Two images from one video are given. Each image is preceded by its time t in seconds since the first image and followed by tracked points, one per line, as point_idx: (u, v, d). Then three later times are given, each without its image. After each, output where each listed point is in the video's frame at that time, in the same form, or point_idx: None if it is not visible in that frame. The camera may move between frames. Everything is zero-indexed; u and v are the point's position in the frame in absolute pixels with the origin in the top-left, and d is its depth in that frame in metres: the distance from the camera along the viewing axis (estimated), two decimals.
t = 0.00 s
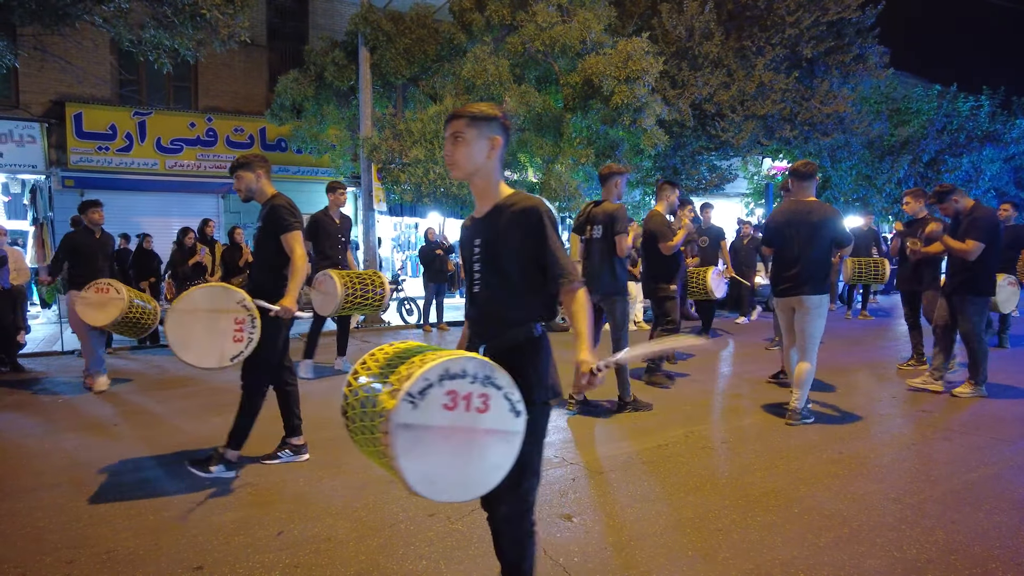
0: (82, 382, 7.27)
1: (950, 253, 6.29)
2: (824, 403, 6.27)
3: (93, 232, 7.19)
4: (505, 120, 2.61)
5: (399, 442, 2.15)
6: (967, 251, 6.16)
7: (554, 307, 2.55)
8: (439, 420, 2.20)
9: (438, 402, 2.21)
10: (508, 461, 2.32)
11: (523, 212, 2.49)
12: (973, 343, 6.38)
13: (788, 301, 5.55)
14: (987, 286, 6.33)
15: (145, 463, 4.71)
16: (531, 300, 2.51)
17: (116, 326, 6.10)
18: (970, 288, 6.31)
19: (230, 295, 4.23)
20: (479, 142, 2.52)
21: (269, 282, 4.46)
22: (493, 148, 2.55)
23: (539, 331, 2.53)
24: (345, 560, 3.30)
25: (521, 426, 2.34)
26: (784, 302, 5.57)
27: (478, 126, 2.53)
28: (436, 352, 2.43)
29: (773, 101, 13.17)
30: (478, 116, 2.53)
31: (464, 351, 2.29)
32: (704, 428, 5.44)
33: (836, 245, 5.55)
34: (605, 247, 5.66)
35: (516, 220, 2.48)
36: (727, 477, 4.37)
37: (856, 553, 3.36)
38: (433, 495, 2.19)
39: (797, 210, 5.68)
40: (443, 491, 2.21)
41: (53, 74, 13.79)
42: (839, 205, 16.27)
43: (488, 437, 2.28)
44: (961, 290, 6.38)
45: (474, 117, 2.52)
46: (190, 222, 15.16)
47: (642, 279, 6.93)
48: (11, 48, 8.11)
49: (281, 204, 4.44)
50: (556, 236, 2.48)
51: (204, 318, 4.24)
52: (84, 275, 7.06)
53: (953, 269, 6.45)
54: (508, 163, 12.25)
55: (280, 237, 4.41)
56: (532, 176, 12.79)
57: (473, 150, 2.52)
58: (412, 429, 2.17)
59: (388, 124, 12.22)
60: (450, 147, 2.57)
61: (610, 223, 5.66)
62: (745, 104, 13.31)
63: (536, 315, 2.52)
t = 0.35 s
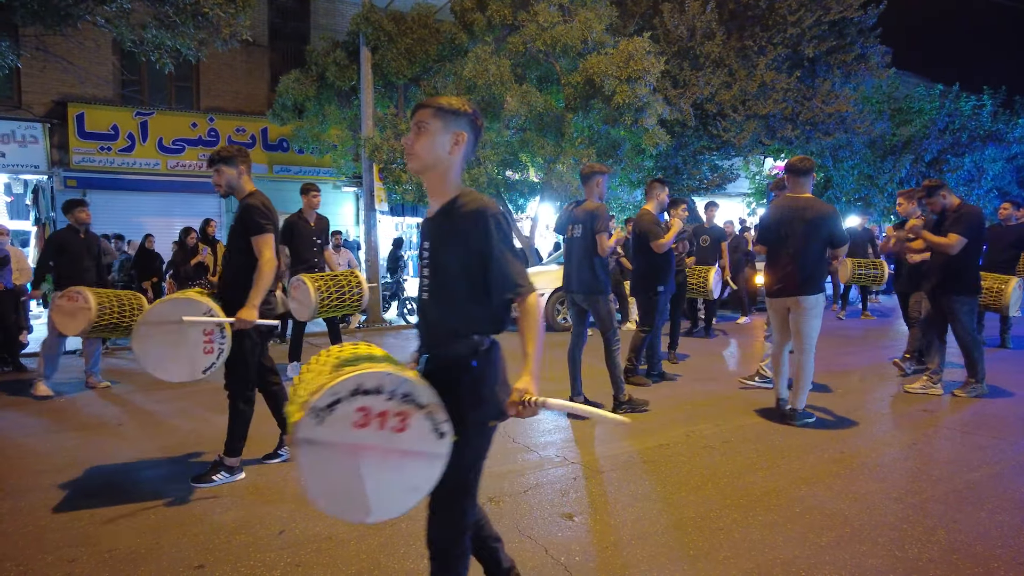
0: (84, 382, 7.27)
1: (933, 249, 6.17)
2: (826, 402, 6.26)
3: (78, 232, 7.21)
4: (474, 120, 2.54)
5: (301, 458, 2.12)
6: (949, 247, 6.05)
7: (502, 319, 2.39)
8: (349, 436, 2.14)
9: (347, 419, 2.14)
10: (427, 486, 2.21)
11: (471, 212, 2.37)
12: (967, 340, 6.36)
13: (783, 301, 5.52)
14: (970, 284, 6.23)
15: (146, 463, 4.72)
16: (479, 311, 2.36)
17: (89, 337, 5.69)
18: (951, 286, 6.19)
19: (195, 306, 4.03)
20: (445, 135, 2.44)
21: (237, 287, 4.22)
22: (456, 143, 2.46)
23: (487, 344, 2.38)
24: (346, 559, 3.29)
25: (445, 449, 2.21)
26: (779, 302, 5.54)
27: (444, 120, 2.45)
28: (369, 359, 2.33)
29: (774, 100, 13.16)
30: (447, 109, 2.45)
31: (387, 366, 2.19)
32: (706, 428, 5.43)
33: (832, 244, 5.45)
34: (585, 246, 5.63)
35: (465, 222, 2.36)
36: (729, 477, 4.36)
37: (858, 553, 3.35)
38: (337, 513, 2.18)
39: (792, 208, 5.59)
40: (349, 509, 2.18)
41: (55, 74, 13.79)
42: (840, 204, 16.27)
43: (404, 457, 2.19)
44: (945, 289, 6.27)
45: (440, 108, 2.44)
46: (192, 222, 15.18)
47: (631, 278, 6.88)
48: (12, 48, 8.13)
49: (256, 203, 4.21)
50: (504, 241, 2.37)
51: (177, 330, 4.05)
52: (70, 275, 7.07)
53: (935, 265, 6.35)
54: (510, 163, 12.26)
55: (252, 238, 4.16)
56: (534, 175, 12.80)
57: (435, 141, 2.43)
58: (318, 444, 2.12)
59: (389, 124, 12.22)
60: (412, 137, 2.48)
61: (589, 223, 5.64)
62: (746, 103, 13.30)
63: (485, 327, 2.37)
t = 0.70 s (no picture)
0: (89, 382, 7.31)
1: (930, 252, 6.09)
2: (830, 403, 6.27)
3: (45, 233, 6.81)
4: (438, 105, 2.22)
5: (231, 487, 1.83)
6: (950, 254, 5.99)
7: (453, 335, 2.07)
8: (289, 464, 1.88)
9: (287, 447, 1.88)
10: (367, 517, 1.99)
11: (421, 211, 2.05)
12: (956, 340, 6.22)
13: (775, 305, 5.45)
14: (964, 284, 6.14)
15: (150, 463, 4.73)
16: (423, 324, 2.05)
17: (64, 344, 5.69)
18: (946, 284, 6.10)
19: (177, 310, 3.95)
20: (398, 122, 2.13)
21: (220, 291, 4.05)
22: (410, 135, 2.13)
23: (433, 357, 2.08)
24: (351, 561, 3.31)
25: (388, 479, 2.01)
26: (770, 304, 5.47)
27: (399, 104, 2.14)
28: (309, 370, 2.06)
29: (777, 100, 13.11)
30: (402, 92, 2.14)
31: (334, 388, 1.95)
32: (709, 429, 5.45)
33: (823, 245, 5.44)
34: (579, 248, 5.60)
35: (413, 222, 2.04)
36: (732, 478, 4.36)
37: (860, 556, 3.35)
38: (267, 541, 1.90)
39: (784, 212, 5.54)
40: (283, 541, 1.92)
41: (59, 75, 13.83)
42: (843, 204, 16.26)
43: (346, 488, 1.96)
44: (939, 286, 6.18)
45: (398, 92, 2.13)
46: (195, 222, 15.22)
47: (625, 282, 6.85)
48: (16, 50, 8.14)
49: (231, 207, 3.96)
50: (456, 247, 1.99)
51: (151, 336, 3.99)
52: (46, 281, 6.72)
53: (931, 267, 6.26)
54: (512, 163, 12.27)
55: (230, 244, 3.95)
56: (537, 176, 12.81)
57: (389, 130, 2.13)
58: (253, 472, 1.85)
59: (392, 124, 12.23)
60: (362, 124, 2.17)
61: (585, 224, 5.62)
62: (749, 104, 13.27)
63: (429, 342, 2.06)
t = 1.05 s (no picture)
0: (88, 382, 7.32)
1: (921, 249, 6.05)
2: (827, 403, 6.28)
3: (18, 232, 6.51)
4: (349, 103, 2.28)
5: (154, 515, 1.96)
6: (935, 247, 5.96)
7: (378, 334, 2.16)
8: (209, 488, 1.99)
9: (209, 469, 1.98)
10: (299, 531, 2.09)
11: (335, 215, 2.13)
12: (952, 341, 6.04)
13: (742, 305, 5.39)
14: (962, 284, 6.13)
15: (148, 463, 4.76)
16: (347, 329, 2.15)
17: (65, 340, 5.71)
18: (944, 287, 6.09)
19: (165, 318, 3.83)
20: (305, 123, 2.20)
21: (190, 297, 3.92)
22: (323, 135, 2.20)
23: (362, 364, 2.17)
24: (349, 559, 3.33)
25: (322, 492, 2.08)
26: (737, 305, 5.41)
27: (306, 106, 2.22)
28: (232, 393, 2.16)
29: (777, 101, 13.12)
30: (309, 92, 2.21)
31: (252, 408, 2.05)
32: (707, 429, 5.46)
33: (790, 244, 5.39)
34: (568, 251, 5.56)
35: (327, 227, 2.13)
36: (729, 478, 4.38)
37: (856, 555, 3.36)
38: (197, 567, 2.02)
39: (746, 212, 5.53)
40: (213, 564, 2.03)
41: (60, 76, 13.86)
42: (843, 205, 16.27)
43: (275, 505, 2.06)
44: (938, 288, 6.17)
45: (303, 93, 2.21)
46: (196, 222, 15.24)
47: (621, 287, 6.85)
48: (16, 51, 8.15)
49: (204, 208, 3.83)
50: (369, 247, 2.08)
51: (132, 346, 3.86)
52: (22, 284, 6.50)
53: (928, 266, 6.23)
54: (512, 164, 12.30)
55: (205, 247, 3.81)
56: (537, 176, 12.83)
57: (297, 132, 2.20)
58: (173, 498, 1.96)
59: (392, 124, 12.24)
60: (278, 128, 2.25)
61: (571, 226, 5.59)
62: (749, 104, 13.28)
63: (354, 345, 2.15)
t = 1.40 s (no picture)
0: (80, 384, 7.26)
1: (919, 256, 6.08)
2: (819, 402, 6.31)
3: None
4: (262, 103, 2.31)
5: (30, 495, 1.94)
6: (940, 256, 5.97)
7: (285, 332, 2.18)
8: (92, 472, 1.97)
9: (92, 451, 1.97)
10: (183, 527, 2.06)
11: (250, 208, 2.13)
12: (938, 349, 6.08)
13: (717, 304, 5.41)
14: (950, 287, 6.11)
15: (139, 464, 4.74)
16: (258, 325, 2.16)
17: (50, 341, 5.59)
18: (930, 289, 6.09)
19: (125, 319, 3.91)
20: (220, 121, 2.23)
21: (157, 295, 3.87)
22: (235, 132, 2.23)
23: (276, 365, 2.22)
24: (342, 559, 3.33)
25: (213, 485, 2.06)
26: (712, 304, 5.43)
27: (220, 104, 2.23)
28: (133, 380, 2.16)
29: (771, 101, 13.15)
30: (222, 91, 2.23)
31: (146, 393, 2.03)
32: (699, 428, 5.47)
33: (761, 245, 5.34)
34: (551, 251, 5.57)
35: (239, 220, 2.12)
36: (721, 477, 4.40)
37: (847, 553, 3.38)
38: (71, 555, 1.98)
39: (718, 211, 5.50)
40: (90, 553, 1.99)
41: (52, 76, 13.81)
42: (836, 205, 16.33)
43: (162, 496, 2.03)
44: (924, 290, 6.17)
45: (216, 91, 2.23)
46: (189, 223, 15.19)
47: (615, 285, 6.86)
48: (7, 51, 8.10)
49: (171, 205, 3.74)
50: (284, 243, 2.11)
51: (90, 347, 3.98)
52: None
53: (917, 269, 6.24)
54: (506, 164, 12.30)
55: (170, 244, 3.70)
56: (531, 176, 12.83)
57: (211, 130, 2.23)
58: (51, 480, 1.95)
59: (386, 124, 12.23)
60: (191, 125, 2.27)
61: (555, 226, 5.58)
62: (743, 104, 13.30)
63: (267, 343, 2.18)
